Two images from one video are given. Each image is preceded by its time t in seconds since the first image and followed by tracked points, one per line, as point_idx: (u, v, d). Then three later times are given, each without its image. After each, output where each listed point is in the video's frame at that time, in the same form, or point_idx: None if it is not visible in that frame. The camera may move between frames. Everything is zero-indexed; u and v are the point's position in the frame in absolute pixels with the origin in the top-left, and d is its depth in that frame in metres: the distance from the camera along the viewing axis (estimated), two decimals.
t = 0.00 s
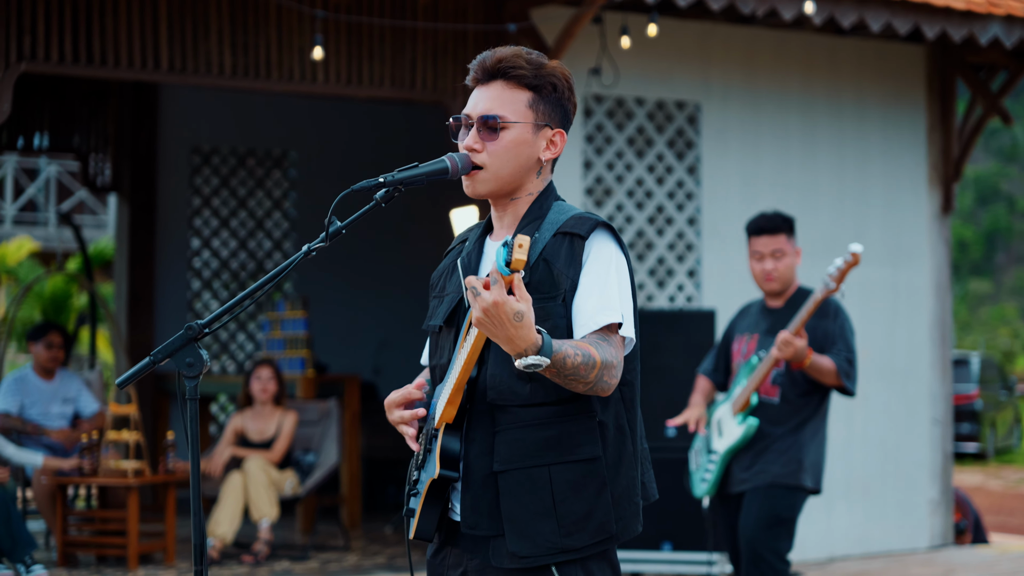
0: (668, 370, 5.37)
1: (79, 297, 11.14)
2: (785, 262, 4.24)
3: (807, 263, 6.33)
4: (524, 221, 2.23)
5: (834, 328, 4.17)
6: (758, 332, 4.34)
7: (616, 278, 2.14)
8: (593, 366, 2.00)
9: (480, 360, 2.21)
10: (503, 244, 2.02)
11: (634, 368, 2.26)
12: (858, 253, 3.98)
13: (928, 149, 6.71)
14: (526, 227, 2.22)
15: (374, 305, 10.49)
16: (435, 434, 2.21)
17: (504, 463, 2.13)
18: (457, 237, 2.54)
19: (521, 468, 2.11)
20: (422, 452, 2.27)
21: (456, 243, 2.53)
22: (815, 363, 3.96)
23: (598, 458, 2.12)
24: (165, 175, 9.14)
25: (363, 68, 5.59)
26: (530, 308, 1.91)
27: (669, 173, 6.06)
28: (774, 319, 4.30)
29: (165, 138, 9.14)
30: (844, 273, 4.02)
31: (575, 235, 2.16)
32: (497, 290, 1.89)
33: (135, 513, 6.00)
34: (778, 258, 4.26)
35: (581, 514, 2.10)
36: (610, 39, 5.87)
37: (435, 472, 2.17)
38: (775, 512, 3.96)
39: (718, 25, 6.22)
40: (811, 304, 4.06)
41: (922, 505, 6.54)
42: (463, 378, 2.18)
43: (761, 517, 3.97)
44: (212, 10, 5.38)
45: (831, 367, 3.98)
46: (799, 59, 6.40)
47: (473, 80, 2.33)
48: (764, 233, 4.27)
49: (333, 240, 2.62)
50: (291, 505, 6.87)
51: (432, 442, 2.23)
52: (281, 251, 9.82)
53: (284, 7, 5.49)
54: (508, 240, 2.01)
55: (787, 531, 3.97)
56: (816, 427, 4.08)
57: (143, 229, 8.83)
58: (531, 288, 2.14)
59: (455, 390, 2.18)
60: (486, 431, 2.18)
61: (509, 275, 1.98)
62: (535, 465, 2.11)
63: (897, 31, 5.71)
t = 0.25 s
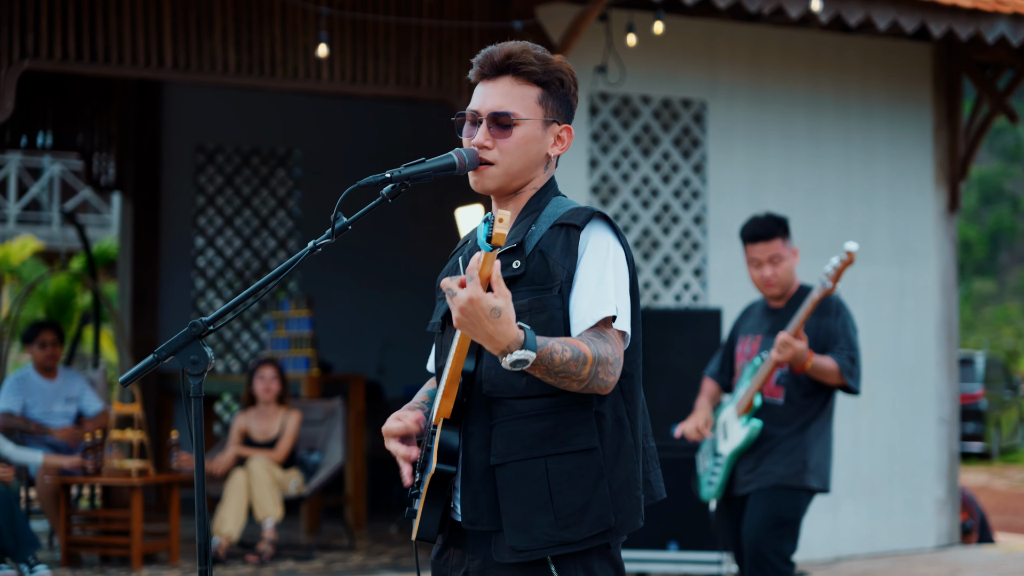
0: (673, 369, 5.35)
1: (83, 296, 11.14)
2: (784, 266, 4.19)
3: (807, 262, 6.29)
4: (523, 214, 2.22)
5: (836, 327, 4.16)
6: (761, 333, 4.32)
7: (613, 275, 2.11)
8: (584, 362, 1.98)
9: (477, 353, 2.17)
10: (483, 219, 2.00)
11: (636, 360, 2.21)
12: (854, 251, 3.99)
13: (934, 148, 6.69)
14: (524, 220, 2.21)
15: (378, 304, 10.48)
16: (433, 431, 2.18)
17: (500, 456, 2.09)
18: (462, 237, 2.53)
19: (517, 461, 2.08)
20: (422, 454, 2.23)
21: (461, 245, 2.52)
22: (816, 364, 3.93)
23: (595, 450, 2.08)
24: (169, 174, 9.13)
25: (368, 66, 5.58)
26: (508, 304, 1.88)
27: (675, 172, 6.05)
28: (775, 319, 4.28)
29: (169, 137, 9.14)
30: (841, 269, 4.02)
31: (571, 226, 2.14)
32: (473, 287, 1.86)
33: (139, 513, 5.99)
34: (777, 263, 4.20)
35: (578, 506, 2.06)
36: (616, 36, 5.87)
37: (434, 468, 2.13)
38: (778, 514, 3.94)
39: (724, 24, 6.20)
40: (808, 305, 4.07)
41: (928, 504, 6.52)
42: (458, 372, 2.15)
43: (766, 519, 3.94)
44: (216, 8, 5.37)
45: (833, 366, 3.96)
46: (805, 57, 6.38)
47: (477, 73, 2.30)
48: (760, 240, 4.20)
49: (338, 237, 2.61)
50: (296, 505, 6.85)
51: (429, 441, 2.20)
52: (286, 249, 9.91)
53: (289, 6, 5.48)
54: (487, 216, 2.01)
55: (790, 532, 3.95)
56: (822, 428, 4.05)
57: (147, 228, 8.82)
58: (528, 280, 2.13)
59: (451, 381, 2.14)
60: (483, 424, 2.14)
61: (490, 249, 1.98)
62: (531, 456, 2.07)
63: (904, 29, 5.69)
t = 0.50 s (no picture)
0: (681, 369, 5.33)
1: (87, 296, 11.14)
2: (792, 280, 4.16)
3: (819, 265, 6.29)
4: (536, 213, 2.21)
5: (846, 336, 4.13)
6: (771, 338, 4.31)
7: (627, 278, 2.07)
8: (597, 366, 1.96)
9: (486, 353, 2.15)
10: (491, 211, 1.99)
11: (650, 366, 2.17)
12: (866, 257, 3.98)
13: (942, 148, 6.66)
14: (537, 220, 2.19)
15: (383, 304, 10.47)
16: (443, 433, 2.16)
17: (508, 458, 2.07)
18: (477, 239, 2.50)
19: (525, 463, 2.05)
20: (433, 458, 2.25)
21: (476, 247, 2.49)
22: (817, 383, 3.93)
23: (604, 454, 2.05)
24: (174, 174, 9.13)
25: (374, 65, 5.56)
26: (515, 303, 1.89)
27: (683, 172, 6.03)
28: (786, 326, 4.27)
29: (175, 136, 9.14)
30: (851, 277, 4.01)
31: (583, 226, 2.11)
32: (479, 286, 1.88)
33: (144, 513, 5.99)
34: (784, 278, 4.18)
35: (586, 511, 2.02)
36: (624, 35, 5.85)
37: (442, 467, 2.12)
38: (782, 519, 3.91)
39: (733, 22, 6.18)
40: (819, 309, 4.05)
41: (936, 505, 6.49)
42: (467, 372, 2.14)
43: (772, 525, 3.91)
44: (222, 7, 5.36)
45: (837, 382, 3.94)
46: (813, 56, 6.36)
47: (490, 72, 2.28)
48: (764, 258, 4.16)
49: (349, 235, 2.60)
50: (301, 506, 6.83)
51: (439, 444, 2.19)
52: (291, 249, 9.84)
53: (296, 4, 5.47)
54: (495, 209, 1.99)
55: (796, 537, 3.91)
56: (827, 434, 4.03)
57: (152, 228, 8.82)
58: (540, 281, 2.12)
59: (461, 381, 2.14)
60: (491, 426, 2.13)
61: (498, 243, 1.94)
62: (539, 459, 2.04)
63: (913, 28, 5.67)
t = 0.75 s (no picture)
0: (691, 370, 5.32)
1: (91, 295, 11.13)
2: (808, 267, 4.17)
3: (830, 262, 6.27)
4: (556, 215, 2.19)
5: (858, 335, 4.12)
6: (782, 336, 4.29)
7: (651, 266, 2.08)
8: (631, 362, 1.96)
9: (508, 359, 2.14)
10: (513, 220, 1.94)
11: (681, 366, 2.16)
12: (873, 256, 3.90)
13: (951, 148, 6.64)
14: (557, 221, 2.17)
15: (389, 305, 10.46)
16: (462, 439, 2.14)
17: (536, 465, 2.06)
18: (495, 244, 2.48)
19: (555, 470, 2.04)
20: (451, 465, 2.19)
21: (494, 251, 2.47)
22: (828, 381, 3.91)
23: (636, 456, 2.04)
24: (179, 174, 9.12)
25: (382, 64, 5.55)
26: (536, 313, 1.86)
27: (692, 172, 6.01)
28: (798, 321, 4.25)
29: (180, 136, 9.13)
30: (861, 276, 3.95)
31: (602, 222, 2.11)
32: (498, 299, 1.86)
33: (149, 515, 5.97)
34: (801, 263, 4.18)
35: (620, 514, 2.03)
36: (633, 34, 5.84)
37: (462, 475, 2.10)
38: (797, 521, 3.90)
39: (742, 21, 6.16)
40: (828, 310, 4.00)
41: (945, 506, 6.47)
42: (489, 378, 2.12)
43: (784, 526, 3.91)
44: (228, 7, 5.35)
45: (848, 381, 3.93)
46: (822, 56, 6.35)
47: (506, 74, 2.28)
48: (785, 239, 4.20)
49: (362, 238, 2.58)
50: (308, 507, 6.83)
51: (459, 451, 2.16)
52: (297, 250, 9.86)
53: (303, 4, 5.46)
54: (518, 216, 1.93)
55: (809, 539, 3.91)
56: (839, 436, 4.01)
57: (157, 228, 8.81)
58: (560, 282, 2.10)
59: (481, 389, 2.11)
60: (515, 433, 2.11)
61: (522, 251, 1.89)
62: (570, 465, 2.04)
63: (922, 28, 5.65)
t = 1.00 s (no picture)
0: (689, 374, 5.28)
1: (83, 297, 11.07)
2: (811, 259, 4.12)
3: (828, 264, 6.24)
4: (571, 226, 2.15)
5: (856, 333, 4.07)
6: (779, 337, 4.24)
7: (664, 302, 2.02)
8: (632, 401, 1.91)
9: (520, 374, 2.09)
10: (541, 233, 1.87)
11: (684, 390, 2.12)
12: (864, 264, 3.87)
13: (949, 148, 6.61)
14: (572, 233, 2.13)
15: (383, 306, 10.40)
16: (472, 455, 2.09)
17: (534, 483, 2.03)
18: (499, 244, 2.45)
19: (551, 489, 2.01)
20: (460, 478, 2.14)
21: (498, 252, 2.44)
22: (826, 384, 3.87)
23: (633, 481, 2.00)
24: (171, 174, 9.05)
25: (377, 63, 5.51)
26: (561, 331, 1.81)
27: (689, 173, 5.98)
28: (795, 321, 4.20)
29: (172, 136, 9.06)
30: (853, 286, 3.88)
31: (622, 243, 2.05)
32: (525, 312, 1.79)
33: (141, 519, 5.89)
34: (805, 253, 4.13)
35: (612, 540, 1.98)
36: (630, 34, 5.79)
37: (474, 493, 2.06)
38: (802, 524, 3.87)
39: (740, 21, 6.12)
40: (821, 319, 3.96)
41: (941, 509, 6.44)
42: (503, 393, 2.07)
43: (788, 528, 3.88)
44: (222, 6, 5.29)
45: (847, 381, 3.89)
46: (820, 56, 6.31)
47: (520, 77, 2.25)
48: (795, 226, 4.14)
49: (362, 241, 2.56)
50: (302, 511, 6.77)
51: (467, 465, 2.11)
52: (290, 250, 9.81)
53: (297, 3, 5.41)
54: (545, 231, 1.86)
55: (816, 542, 3.88)
56: (844, 435, 3.98)
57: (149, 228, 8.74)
58: (575, 299, 2.05)
59: (496, 405, 2.06)
60: (519, 449, 2.07)
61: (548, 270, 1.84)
62: (566, 486, 2.00)
63: (920, 28, 5.62)
